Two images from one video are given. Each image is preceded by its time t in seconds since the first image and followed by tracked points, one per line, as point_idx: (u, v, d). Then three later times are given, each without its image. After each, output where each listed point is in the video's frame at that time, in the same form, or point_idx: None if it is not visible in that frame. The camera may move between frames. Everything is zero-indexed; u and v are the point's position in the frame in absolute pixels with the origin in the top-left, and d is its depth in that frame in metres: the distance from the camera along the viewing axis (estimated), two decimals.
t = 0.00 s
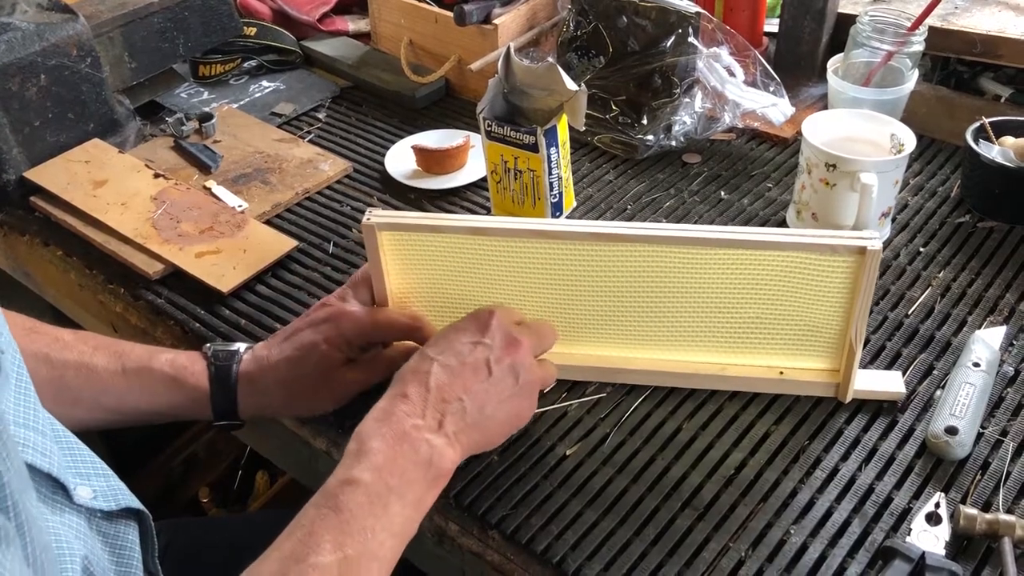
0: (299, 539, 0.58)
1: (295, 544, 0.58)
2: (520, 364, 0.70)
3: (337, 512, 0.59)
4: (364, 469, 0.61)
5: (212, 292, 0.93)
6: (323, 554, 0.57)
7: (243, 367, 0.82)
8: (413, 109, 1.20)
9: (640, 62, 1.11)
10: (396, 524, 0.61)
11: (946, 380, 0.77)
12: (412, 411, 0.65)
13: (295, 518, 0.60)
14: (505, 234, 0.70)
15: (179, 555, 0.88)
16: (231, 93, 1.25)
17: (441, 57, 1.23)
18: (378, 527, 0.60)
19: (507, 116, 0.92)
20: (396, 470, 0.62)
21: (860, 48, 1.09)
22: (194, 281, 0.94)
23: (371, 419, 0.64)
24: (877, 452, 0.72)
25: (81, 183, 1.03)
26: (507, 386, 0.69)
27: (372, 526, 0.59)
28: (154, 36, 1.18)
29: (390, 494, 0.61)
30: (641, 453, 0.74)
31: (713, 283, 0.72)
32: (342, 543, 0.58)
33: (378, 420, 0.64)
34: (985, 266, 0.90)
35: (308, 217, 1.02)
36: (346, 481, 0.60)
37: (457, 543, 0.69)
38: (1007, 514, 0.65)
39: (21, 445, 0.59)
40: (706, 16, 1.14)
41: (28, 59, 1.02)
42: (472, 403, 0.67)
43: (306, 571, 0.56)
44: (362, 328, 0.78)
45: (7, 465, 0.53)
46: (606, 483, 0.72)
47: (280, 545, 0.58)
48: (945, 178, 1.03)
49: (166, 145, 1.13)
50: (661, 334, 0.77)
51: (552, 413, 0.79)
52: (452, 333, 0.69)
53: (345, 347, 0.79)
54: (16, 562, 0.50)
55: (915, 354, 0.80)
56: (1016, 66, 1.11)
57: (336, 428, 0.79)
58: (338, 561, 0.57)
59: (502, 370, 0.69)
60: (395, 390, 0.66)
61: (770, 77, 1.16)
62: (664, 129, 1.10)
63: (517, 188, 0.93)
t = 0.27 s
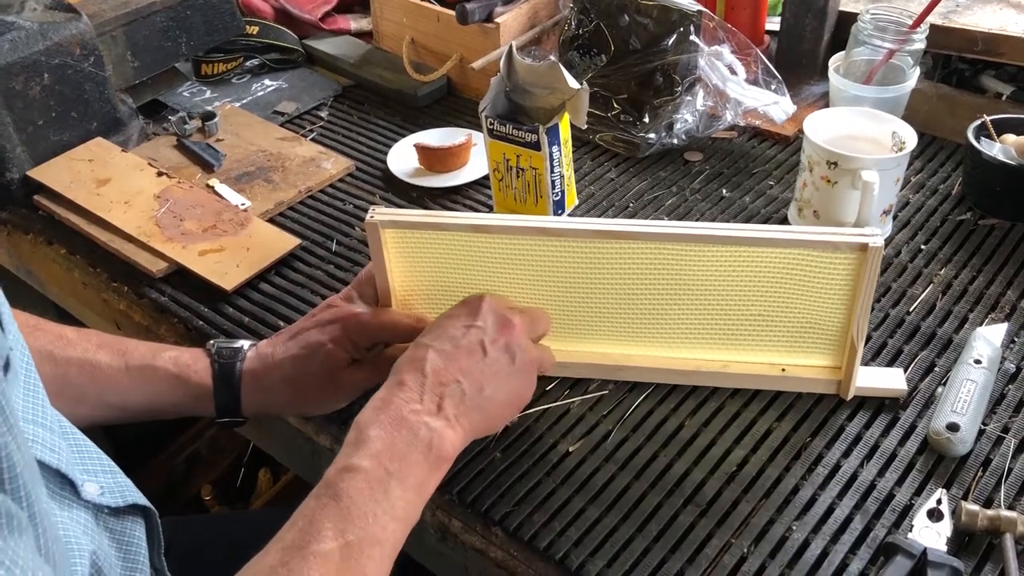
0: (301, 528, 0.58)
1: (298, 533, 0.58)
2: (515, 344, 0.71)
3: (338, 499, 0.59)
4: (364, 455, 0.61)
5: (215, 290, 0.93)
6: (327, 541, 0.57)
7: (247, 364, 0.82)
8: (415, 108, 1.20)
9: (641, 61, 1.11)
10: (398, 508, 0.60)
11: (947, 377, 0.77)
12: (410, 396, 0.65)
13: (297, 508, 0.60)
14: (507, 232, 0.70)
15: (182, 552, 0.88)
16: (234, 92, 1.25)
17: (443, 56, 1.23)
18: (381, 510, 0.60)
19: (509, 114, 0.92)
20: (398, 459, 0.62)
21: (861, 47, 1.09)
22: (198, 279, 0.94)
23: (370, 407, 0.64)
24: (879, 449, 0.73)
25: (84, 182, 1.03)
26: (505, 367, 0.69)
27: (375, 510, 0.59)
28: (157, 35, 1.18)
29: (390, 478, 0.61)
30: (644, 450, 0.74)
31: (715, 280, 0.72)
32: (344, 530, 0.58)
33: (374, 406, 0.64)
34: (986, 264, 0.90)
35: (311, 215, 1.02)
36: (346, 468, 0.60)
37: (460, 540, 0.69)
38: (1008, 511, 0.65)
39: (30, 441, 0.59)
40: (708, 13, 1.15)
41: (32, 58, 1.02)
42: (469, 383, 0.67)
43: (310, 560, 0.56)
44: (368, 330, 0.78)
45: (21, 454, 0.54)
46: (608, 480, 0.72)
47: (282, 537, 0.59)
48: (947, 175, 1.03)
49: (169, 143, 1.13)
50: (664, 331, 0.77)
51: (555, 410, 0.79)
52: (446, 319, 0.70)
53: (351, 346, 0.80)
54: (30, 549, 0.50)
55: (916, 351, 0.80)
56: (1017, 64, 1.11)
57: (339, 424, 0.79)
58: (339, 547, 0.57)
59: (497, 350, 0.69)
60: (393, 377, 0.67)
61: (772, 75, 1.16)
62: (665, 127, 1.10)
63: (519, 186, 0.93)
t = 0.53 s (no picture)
0: (320, 540, 0.58)
1: (315, 545, 0.58)
2: (539, 364, 0.71)
3: (358, 515, 0.59)
4: (387, 471, 0.61)
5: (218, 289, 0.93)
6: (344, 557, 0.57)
7: (251, 364, 0.82)
8: (417, 106, 1.21)
9: (643, 59, 1.12)
10: (417, 529, 0.61)
11: (949, 375, 0.77)
12: (436, 413, 0.65)
13: (315, 520, 0.61)
14: (510, 231, 0.70)
15: (186, 550, 0.88)
16: (236, 91, 1.25)
17: (445, 54, 1.24)
18: (399, 530, 0.60)
19: (511, 113, 0.92)
20: (421, 476, 0.62)
21: (864, 45, 1.09)
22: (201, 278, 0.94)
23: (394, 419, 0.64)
24: (881, 446, 0.73)
25: (88, 181, 1.04)
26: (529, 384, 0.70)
27: (392, 529, 0.59)
28: (159, 34, 1.18)
29: (412, 498, 0.61)
30: (647, 448, 0.74)
31: (718, 279, 0.72)
32: (363, 547, 0.58)
33: (405, 417, 0.64)
34: (988, 262, 0.90)
35: (314, 214, 1.02)
36: (369, 483, 0.61)
37: (464, 538, 0.69)
38: (1011, 509, 0.65)
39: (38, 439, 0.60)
40: (710, 12, 1.15)
41: (35, 57, 1.02)
42: (495, 402, 0.67)
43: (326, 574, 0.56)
44: (372, 331, 0.79)
45: (32, 455, 0.54)
46: (611, 478, 0.72)
47: (298, 548, 0.59)
48: (949, 174, 1.03)
49: (171, 142, 1.13)
50: (666, 330, 0.77)
51: (557, 408, 0.79)
52: (471, 332, 0.69)
53: (353, 346, 0.80)
54: (40, 554, 0.51)
55: (919, 350, 0.80)
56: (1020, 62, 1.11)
57: (342, 423, 0.79)
58: (357, 564, 0.57)
59: (525, 370, 0.69)
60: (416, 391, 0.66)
61: (774, 73, 1.16)
62: (667, 126, 1.10)
63: (522, 184, 0.93)
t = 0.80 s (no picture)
0: (320, 548, 0.59)
1: (316, 553, 0.58)
2: (537, 370, 0.70)
3: (359, 523, 0.59)
4: (388, 480, 0.61)
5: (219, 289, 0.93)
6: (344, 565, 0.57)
7: (252, 365, 0.82)
8: (418, 106, 1.21)
9: (644, 59, 1.12)
10: (419, 537, 0.60)
11: (951, 375, 0.77)
12: (437, 421, 0.65)
13: (317, 527, 0.61)
14: (511, 231, 0.70)
15: (187, 550, 0.88)
16: (238, 90, 1.25)
17: (446, 54, 1.24)
18: (400, 537, 0.60)
19: (512, 113, 0.92)
20: (420, 482, 0.62)
21: (865, 44, 1.09)
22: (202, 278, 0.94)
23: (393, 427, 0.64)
24: (883, 446, 0.73)
25: (89, 181, 1.04)
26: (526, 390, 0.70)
27: (394, 536, 0.59)
28: (161, 34, 1.18)
29: (414, 506, 0.61)
30: (648, 448, 0.74)
31: (718, 279, 0.72)
32: (364, 556, 0.58)
33: (402, 425, 0.64)
34: (990, 261, 0.90)
35: (315, 213, 1.02)
36: (369, 492, 0.61)
37: (465, 538, 0.69)
38: (1012, 509, 0.65)
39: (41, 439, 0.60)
40: (711, 11, 1.15)
41: (36, 57, 1.03)
42: (492, 411, 0.67)
43: None
44: (374, 331, 0.79)
45: (38, 455, 0.54)
46: (612, 477, 0.72)
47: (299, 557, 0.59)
48: (951, 173, 1.03)
49: (173, 142, 1.13)
50: (667, 330, 0.77)
51: (558, 408, 0.79)
52: (469, 340, 0.69)
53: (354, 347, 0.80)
54: (45, 553, 0.51)
55: (920, 349, 0.80)
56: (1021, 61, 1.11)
57: (343, 422, 0.79)
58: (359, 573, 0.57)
59: (523, 378, 0.69)
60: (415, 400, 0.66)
61: (775, 73, 1.16)
62: (669, 125, 1.10)
63: (523, 184, 0.93)
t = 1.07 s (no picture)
0: (325, 554, 0.59)
1: (323, 557, 0.58)
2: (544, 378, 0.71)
3: (367, 530, 0.59)
4: (397, 487, 0.61)
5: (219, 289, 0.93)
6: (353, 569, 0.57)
7: (251, 366, 0.82)
8: (418, 106, 1.21)
9: (644, 59, 1.12)
10: (421, 544, 0.60)
11: (951, 375, 0.77)
12: (437, 426, 0.65)
13: (324, 532, 0.60)
14: (511, 231, 0.70)
15: (187, 551, 0.88)
16: (238, 90, 1.25)
17: (446, 54, 1.23)
18: (408, 545, 0.60)
19: (512, 113, 0.92)
20: (430, 490, 0.62)
21: (865, 44, 1.09)
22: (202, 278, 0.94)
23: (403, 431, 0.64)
24: (883, 446, 0.73)
25: (89, 181, 1.04)
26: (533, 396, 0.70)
27: (401, 544, 0.59)
28: (161, 34, 1.18)
29: (419, 514, 0.61)
30: (648, 448, 0.74)
31: (718, 279, 0.72)
32: (371, 563, 0.58)
33: (411, 431, 0.64)
34: (990, 261, 0.90)
35: (314, 214, 1.02)
36: (379, 498, 0.61)
37: (464, 538, 0.69)
38: (1012, 509, 0.65)
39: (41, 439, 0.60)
40: (711, 11, 1.15)
41: (36, 57, 1.03)
42: (500, 419, 0.67)
43: None
44: (374, 332, 0.79)
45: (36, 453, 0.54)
46: (612, 477, 0.72)
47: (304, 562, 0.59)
48: (951, 173, 1.03)
49: (173, 143, 1.13)
50: (667, 330, 0.77)
51: (558, 408, 0.79)
52: (476, 346, 0.69)
53: (353, 348, 0.79)
54: (44, 552, 0.51)
55: (920, 349, 0.80)
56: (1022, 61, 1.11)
57: (342, 423, 0.79)
58: None
59: (530, 385, 0.69)
60: (422, 405, 0.66)
61: (775, 73, 1.16)
62: (668, 125, 1.10)
63: (523, 184, 0.93)
